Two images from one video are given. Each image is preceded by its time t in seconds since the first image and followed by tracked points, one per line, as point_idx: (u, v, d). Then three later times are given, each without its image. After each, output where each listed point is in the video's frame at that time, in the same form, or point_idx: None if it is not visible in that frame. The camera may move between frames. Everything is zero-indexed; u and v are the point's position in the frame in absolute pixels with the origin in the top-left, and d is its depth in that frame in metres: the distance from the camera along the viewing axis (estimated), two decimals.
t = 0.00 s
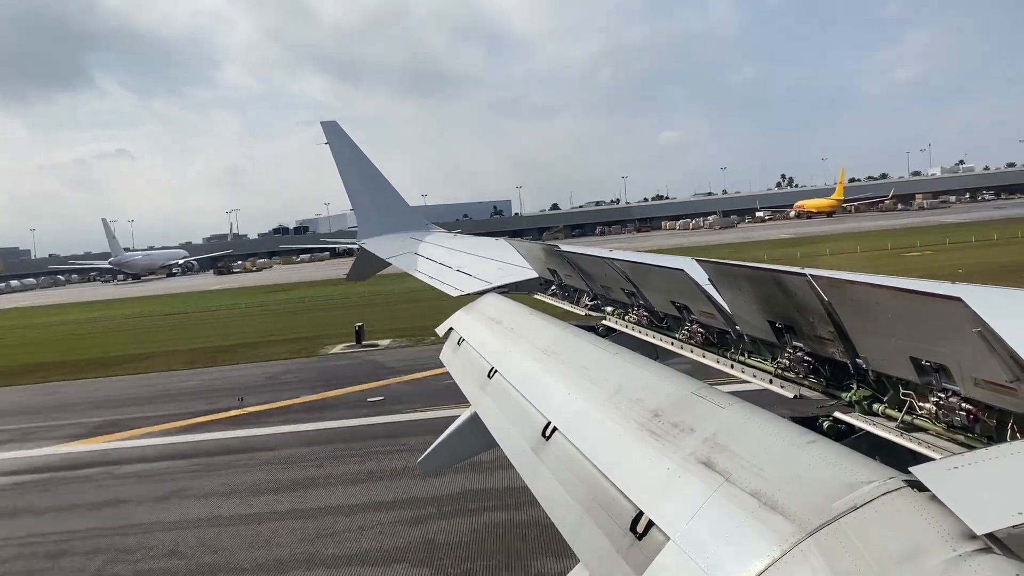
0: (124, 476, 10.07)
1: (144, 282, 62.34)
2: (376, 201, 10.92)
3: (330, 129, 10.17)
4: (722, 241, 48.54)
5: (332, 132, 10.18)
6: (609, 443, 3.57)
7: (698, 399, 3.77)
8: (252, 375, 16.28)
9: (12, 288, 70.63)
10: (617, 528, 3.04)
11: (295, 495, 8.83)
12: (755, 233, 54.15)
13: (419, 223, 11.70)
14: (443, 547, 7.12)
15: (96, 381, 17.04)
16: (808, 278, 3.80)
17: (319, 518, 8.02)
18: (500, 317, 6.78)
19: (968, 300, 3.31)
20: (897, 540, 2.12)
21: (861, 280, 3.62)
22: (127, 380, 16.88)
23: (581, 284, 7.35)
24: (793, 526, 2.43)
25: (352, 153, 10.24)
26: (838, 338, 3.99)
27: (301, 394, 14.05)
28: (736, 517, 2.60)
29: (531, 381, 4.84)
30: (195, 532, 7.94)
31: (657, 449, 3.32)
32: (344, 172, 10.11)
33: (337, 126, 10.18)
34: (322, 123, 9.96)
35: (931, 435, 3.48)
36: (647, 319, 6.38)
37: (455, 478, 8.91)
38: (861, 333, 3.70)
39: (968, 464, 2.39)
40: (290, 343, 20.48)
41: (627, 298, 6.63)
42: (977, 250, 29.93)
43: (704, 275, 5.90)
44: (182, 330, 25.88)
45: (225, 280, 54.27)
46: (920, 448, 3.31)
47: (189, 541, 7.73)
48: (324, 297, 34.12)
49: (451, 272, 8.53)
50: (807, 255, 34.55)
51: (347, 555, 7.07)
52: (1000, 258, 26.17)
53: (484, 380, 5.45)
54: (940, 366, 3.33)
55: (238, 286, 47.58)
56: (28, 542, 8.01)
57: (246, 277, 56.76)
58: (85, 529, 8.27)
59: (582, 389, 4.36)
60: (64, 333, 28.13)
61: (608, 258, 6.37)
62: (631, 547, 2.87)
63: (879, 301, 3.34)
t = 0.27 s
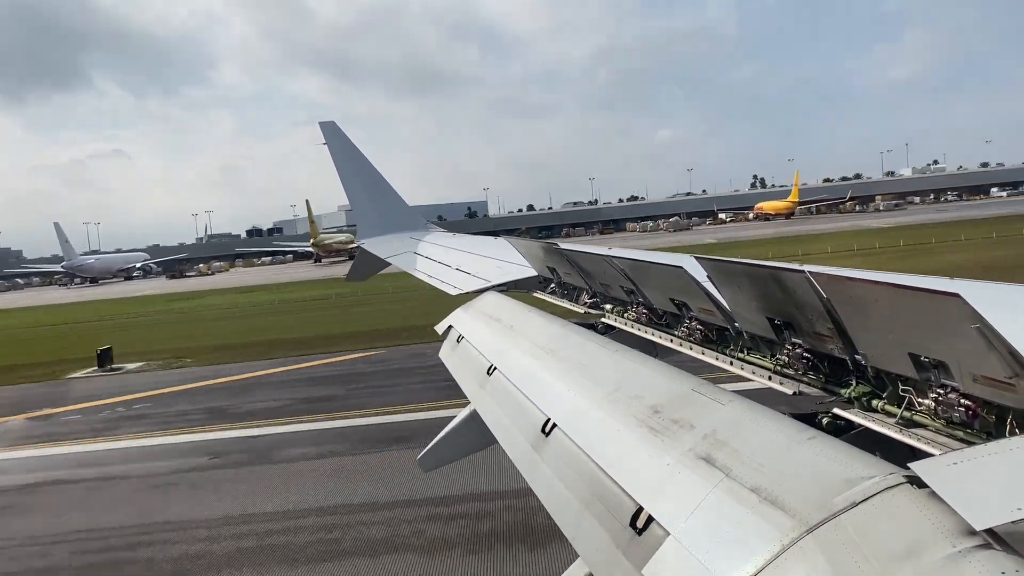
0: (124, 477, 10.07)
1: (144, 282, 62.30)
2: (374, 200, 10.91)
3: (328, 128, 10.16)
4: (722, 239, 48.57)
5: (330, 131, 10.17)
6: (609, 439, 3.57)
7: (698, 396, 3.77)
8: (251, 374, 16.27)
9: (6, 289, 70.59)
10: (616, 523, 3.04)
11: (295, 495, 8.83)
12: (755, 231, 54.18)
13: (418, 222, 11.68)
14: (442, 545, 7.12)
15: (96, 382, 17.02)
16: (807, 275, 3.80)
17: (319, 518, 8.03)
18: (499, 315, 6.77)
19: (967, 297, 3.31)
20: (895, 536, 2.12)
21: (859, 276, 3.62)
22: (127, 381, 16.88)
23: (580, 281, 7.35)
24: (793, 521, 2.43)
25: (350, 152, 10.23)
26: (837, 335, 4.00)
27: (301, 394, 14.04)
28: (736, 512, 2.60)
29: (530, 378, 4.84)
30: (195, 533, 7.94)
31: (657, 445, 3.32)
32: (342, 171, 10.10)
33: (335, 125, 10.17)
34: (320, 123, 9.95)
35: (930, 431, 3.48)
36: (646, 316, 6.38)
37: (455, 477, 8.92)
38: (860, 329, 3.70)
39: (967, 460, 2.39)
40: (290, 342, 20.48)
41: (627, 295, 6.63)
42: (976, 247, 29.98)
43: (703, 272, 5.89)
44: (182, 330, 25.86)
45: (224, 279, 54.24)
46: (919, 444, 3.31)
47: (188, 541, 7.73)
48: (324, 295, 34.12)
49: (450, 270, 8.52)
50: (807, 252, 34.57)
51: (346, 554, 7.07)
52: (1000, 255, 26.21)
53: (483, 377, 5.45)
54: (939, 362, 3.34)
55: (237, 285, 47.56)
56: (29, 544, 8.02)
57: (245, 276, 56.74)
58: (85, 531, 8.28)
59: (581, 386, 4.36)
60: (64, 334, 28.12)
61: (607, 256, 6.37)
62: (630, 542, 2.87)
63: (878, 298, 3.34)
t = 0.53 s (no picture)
0: (124, 475, 10.07)
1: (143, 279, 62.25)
2: (374, 198, 10.90)
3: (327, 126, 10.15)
4: (722, 236, 48.54)
5: (329, 129, 10.15)
6: (609, 437, 3.57)
7: (698, 394, 3.77)
8: (251, 373, 16.26)
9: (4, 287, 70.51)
10: (616, 520, 3.04)
11: (295, 494, 8.83)
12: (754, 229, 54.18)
13: (417, 220, 11.67)
14: (441, 544, 7.13)
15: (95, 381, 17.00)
16: (807, 273, 3.80)
17: (318, 517, 8.03)
18: (498, 313, 6.77)
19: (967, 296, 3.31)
20: (895, 534, 2.12)
21: (859, 274, 3.62)
22: (126, 379, 16.86)
23: (580, 279, 7.35)
24: (792, 519, 2.44)
25: (349, 150, 10.21)
26: (837, 333, 4.00)
27: (300, 392, 14.04)
28: (735, 509, 2.61)
29: (530, 376, 4.84)
30: (194, 532, 7.95)
31: (657, 442, 3.33)
32: (341, 169, 10.08)
33: (335, 123, 10.15)
34: (320, 121, 9.94)
35: (929, 429, 3.49)
36: (646, 314, 6.38)
37: (454, 474, 8.93)
38: (859, 327, 3.70)
39: (967, 458, 2.40)
40: (289, 340, 20.47)
41: (626, 293, 6.63)
42: (976, 244, 29.97)
43: (703, 270, 5.89)
44: (181, 327, 25.83)
45: (223, 277, 54.17)
46: (918, 442, 3.32)
47: (188, 541, 7.74)
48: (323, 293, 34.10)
49: (450, 268, 8.51)
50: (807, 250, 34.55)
51: (345, 553, 7.08)
52: (1000, 252, 26.20)
53: (483, 374, 5.45)
54: (938, 360, 3.34)
55: (237, 282, 47.52)
56: (28, 543, 8.02)
57: (245, 273, 56.71)
58: (84, 530, 8.28)
59: (581, 384, 4.36)
60: (63, 332, 28.11)
61: (607, 253, 6.37)
62: (629, 539, 2.88)
63: (878, 296, 3.34)
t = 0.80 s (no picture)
0: (124, 474, 10.06)
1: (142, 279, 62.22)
2: (374, 200, 10.91)
3: (328, 130, 10.16)
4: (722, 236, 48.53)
5: (330, 132, 10.17)
6: (609, 440, 3.57)
7: (698, 396, 3.77)
8: (251, 371, 16.26)
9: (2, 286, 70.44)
10: (617, 522, 3.04)
11: (295, 492, 8.82)
12: (755, 228, 54.17)
13: (417, 223, 11.68)
14: (441, 542, 7.14)
15: (94, 379, 16.99)
16: (807, 275, 3.81)
17: (319, 515, 8.03)
18: (499, 315, 6.77)
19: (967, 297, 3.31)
20: (896, 535, 2.12)
21: (859, 275, 3.62)
22: (126, 377, 16.85)
23: (580, 281, 7.36)
24: (793, 521, 2.43)
25: (350, 153, 10.23)
26: (837, 335, 4.00)
27: (300, 391, 14.04)
28: (736, 512, 2.60)
29: (531, 378, 4.84)
30: (195, 529, 7.94)
31: (658, 445, 3.33)
32: (342, 171, 10.09)
33: (335, 127, 10.17)
34: (320, 124, 9.96)
35: (930, 430, 3.49)
36: (647, 316, 6.39)
37: (454, 474, 8.93)
38: (860, 328, 3.70)
39: (968, 459, 2.40)
40: (290, 339, 20.46)
41: (626, 295, 6.64)
42: (976, 244, 29.97)
43: (703, 272, 5.89)
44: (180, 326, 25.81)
45: (223, 276, 54.13)
46: (919, 443, 3.32)
47: (189, 537, 7.73)
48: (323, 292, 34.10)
49: (450, 271, 8.51)
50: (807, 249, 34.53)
51: (346, 551, 7.08)
52: (1000, 252, 26.19)
53: (483, 377, 5.44)
54: (939, 361, 3.34)
55: (237, 282, 47.48)
56: (28, 540, 8.01)
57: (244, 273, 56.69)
58: (85, 527, 8.27)
59: (581, 386, 4.36)
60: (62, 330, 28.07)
61: (607, 255, 6.38)
62: (631, 542, 2.87)
63: (878, 297, 3.34)
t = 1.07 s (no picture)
0: (125, 469, 10.07)
1: (142, 275, 62.19)
2: (374, 196, 10.89)
3: (328, 125, 10.14)
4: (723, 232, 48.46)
5: (330, 128, 10.15)
6: (610, 435, 3.57)
7: (698, 392, 3.77)
8: (251, 367, 16.25)
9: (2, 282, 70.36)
10: (618, 518, 3.04)
11: (296, 488, 8.83)
12: (755, 224, 54.10)
13: (418, 219, 11.66)
14: (442, 537, 7.15)
15: (95, 374, 17.00)
16: (808, 271, 3.80)
17: (320, 511, 8.04)
18: (499, 311, 6.77)
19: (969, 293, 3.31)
20: (898, 530, 2.12)
21: (860, 271, 3.62)
22: (126, 373, 16.84)
23: (580, 277, 7.35)
24: (794, 516, 2.43)
25: (350, 148, 10.21)
26: (838, 330, 4.00)
27: (300, 386, 14.04)
28: (737, 507, 2.60)
29: (531, 374, 4.84)
30: (196, 525, 7.95)
31: (658, 440, 3.33)
32: (342, 167, 10.07)
33: (335, 122, 10.15)
34: (320, 120, 9.94)
35: (931, 425, 3.48)
36: (647, 312, 6.38)
37: (455, 469, 8.94)
38: (861, 324, 3.70)
39: (969, 454, 2.39)
40: (290, 334, 20.45)
41: (627, 291, 6.63)
42: (978, 240, 29.89)
43: (703, 268, 5.89)
44: (181, 321, 25.80)
45: (223, 272, 54.10)
46: (920, 439, 3.32)
47: (190, 534, 7.75)
48: (324, 288, 34.10)
49: (451, 266, 8.51)
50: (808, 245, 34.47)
51: (347, 547, 7.09)
52: (1001, 248, 26.11)
53: (484, 373, 5.44)
54: (940, 356, 3.34)
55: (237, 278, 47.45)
56: (29, 536, 8.02)
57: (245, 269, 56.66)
58: (86, 524, 8.28)
59: (582, 382, 4.36)
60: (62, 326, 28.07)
61: (607, 251, 6.37)
62: (632, 538, 2.87)
63: (878, 292, 3.34)
